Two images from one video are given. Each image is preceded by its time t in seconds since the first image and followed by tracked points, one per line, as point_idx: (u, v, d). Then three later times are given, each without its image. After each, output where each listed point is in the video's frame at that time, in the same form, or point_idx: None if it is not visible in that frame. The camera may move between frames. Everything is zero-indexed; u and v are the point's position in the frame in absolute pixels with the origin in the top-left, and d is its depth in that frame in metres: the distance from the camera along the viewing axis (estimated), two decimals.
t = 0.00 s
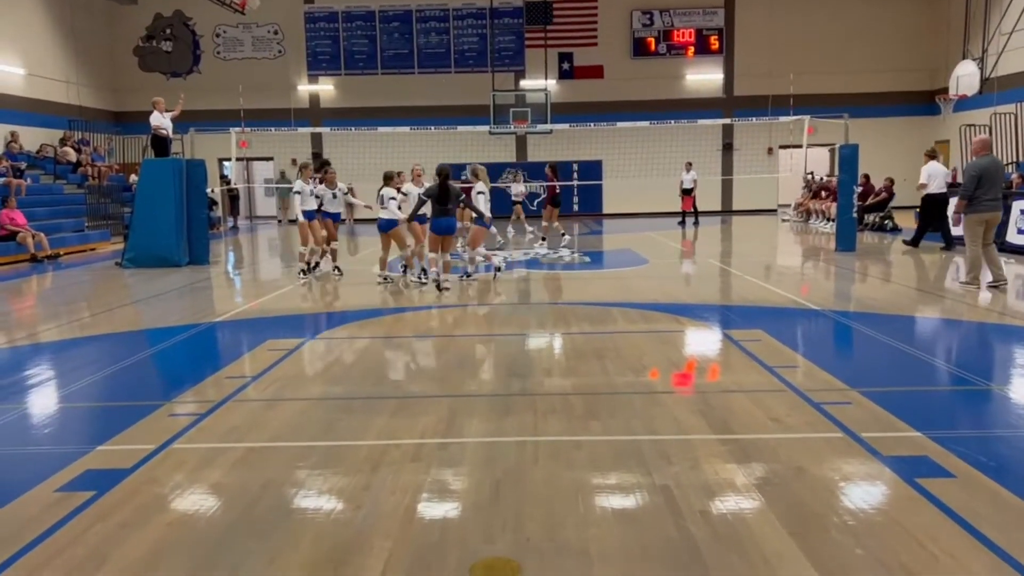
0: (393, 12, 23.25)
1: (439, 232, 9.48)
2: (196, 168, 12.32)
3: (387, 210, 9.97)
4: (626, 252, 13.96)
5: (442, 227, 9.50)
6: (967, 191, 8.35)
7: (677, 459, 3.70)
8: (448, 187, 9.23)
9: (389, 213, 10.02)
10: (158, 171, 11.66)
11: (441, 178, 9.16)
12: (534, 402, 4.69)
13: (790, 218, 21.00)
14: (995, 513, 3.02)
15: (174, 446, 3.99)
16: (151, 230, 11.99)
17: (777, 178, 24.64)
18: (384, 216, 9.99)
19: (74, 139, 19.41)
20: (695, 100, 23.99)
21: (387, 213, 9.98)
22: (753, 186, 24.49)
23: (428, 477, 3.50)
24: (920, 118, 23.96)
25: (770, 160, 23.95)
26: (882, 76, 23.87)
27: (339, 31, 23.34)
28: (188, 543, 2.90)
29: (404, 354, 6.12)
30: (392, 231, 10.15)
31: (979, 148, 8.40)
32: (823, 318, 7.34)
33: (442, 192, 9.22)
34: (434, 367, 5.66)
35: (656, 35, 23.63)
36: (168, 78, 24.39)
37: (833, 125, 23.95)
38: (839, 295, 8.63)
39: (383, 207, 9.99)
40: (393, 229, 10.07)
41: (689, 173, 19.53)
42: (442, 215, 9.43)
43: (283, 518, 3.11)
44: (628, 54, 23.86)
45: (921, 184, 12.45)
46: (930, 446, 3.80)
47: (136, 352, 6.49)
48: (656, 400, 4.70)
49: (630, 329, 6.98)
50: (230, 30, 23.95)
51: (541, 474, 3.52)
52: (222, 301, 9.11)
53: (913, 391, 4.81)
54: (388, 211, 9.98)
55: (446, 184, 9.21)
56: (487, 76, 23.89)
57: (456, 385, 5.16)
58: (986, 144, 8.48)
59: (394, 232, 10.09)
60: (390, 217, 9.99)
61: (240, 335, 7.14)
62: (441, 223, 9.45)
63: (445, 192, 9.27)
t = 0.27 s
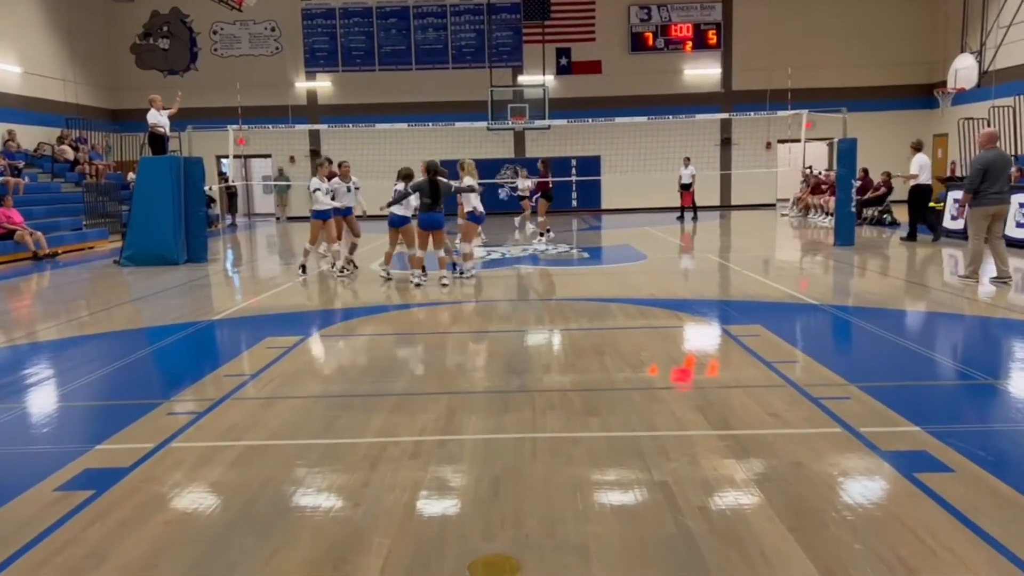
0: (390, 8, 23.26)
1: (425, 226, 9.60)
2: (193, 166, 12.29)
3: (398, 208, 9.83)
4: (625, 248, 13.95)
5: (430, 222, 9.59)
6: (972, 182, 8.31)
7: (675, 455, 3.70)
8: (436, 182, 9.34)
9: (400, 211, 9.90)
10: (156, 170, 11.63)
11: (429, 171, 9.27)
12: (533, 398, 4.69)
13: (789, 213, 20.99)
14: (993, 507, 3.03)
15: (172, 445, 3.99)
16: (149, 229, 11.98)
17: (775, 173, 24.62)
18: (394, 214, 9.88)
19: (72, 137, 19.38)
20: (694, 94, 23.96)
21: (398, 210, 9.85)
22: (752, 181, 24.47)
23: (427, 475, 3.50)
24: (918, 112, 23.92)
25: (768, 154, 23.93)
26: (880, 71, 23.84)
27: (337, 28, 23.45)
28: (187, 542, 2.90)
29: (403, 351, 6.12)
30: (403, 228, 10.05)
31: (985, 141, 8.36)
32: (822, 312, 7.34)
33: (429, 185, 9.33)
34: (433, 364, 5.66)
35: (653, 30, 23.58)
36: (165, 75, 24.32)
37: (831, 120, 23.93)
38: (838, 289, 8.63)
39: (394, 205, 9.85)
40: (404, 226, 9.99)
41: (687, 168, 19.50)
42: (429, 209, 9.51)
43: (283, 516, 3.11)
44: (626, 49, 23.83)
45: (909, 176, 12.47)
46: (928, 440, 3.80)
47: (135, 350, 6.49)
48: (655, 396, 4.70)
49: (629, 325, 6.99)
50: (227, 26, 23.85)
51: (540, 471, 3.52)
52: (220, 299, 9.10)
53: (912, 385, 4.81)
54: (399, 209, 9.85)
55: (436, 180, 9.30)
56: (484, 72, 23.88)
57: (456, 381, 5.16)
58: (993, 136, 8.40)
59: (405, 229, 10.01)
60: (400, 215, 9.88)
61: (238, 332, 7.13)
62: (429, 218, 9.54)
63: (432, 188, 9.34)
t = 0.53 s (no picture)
0: (390, 6, 23.22)
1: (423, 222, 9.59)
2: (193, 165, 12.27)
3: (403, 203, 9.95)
4: (625, 245, 13.94)
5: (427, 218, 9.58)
6: (981, 177, 8.27)
7: (676, 451, 3.70)
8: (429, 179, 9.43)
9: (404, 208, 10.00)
10: (155, 168, 11.62)
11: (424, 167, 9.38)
12: (533, 395, 4.70)
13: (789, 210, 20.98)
14: (993, 502, 3.03)
15: (172, 443, 3.99)
16: (148, 228, 11.98)
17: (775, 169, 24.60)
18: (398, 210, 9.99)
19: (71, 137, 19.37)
20: (693, 91, 23.93)
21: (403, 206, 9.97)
22: (752, 178, 24.45)
23: (427, 472, 3.50)
24: (918, 108, 23.89)
25: (768, 151, 23.91)
26: (880, 67, 23.81)
27: (336, 26, 23.40)
28: (188, 540, 2.90)
29: (404, 349, 6.12)
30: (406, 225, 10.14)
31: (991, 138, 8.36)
32: (822, 309, 7.33)
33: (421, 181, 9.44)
34: (433, 362, 5.66)
35: (653, 27, 23.54)
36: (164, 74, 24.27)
37: (831, 116, 23.91)
38: (838, 286, 8.63)
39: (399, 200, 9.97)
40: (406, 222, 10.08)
41: (688, 165, 19.48)
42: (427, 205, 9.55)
43: (283, 513, 3.12)
44: (626, 46, 23.80)
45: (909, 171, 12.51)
46: (928, 435, 3.80)
47: (135, 348, 6.49)
48: (655, 393, 4.70)
49: (630, 321, 6.99)
50: (226, 25, 23.84)
51: (540, 468, 3.52)
52: (221, 298, 9.11)
53: (913, 381, 4.81)
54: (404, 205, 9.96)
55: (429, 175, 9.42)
56: (484, 70, 23.85)
57: (456, 379, 5.16)
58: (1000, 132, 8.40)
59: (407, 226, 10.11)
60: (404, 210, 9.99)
61: (238, 331, 7.14)
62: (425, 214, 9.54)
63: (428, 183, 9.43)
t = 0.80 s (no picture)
0: (394, 5, 23.17)
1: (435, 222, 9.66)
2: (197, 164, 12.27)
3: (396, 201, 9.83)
4: (629, 244, 13.92)
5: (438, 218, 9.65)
6: (989, 175, 8.20)
7: (677, 450, 3.69)
8: (438, 179, 9.59)
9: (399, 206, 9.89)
10: (160, 167, 11.62)
11: (435, 167, 9.54)
12: (534, 394, 4.69)
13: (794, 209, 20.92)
14: (996, 502, 3.01)
15: (173, 441, 4.00)
16: (152, 226, 12.00)
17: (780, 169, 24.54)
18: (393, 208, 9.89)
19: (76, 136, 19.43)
20: (698, 90, 23.87)
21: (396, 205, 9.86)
22: (756, 177, 24.40)
23: (427, 471, 3.50)
24: (923, 107, 23.79)
25: (773, 150, 23.84)
26: (885, 66, 23.72)
27: (340, 25, 23.31)
28: (187, 537, 2.91)
29: (406, 347, 6.11)
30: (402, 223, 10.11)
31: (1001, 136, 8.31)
32: (826, 308, 7.30)
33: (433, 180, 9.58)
34: (435, 361, 5.66)
35: (657, 26, 23.48)
36: (168, 73, 24.28)
37: (836, 115, 23.83)
38: (842, 285, 8.60)
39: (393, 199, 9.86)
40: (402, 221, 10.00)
41: (692, 165, 19.43)
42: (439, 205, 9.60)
43: (283, 512, 3.12)
44: (630, 45, 23.74)
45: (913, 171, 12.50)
46: (931, 435, 3.78)
47: (138, 347, 6.50)
48: (657, 391, 4.69)
49: (632, 320, 6.98)
50: (230, 24, 23.86)
51: (541, 466, 3.51)
52: (224, 297, 9.12)
53: (917, 380, 4.79)
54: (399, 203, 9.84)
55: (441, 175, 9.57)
56: (488, 69, 23.82)
57: (457, 378, 5.15)
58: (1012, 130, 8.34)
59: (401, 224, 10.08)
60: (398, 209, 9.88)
61: (241, 329, 7.14)
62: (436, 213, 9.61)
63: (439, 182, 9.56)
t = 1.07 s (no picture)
0: (403, 7, 23.33)
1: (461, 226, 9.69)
2: (207, 165, 12.34)
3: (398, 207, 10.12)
4: (638, 245, 13.90)
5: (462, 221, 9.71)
6: (997, 175, 8.10)
7: (682, 452, 3.68)
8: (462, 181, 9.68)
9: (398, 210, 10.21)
10: (170, 168, 11.71)
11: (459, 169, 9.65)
12: (540, 395, 4.68)
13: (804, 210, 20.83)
14: (1004, 505, 2.98)
15: (180, 440, 4.02)
16: (163, 227, 12.07)
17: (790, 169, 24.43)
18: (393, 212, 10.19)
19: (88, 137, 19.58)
20: (707, 91, 23.81)
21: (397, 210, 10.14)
22: (766, 178, 24.31)
23: (432, 471, 3.50)
24: (935, 107, 23.63)
25: (783, 151, 23.73)
26: (896, 66, 23.58)
27: (349, 27, 23.56)
28: (193, 537, 2.92)
29: (413, 348, 6.12)
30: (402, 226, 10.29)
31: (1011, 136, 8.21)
32: (835, 309, 7.27)
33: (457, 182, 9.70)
34: (442, 361, 5.66)
35: (666, 26, 23.45)
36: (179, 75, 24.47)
37: (846, 115, 23.71)
38: (852, 286, 8.55)
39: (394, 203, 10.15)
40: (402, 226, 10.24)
41: (701, 165, 19.38)
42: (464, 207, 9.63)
43: (288, 511, 3.12)
44: (640, 45, 23.71)
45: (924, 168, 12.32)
46: (939, 437, 3.75)
47: (148, 346, 6.54)
48: (663, 393, 4.68)
49: (639, 321, 6.97)
50: (240, 26, 23.99)
51: (546, 467, 3.51)
52: (234, 297, 9.17)
53: (925, 382, 4.76)
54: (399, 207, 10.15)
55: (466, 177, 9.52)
56: (497, 70, 23.88)
57: (464, 378, 5.15)
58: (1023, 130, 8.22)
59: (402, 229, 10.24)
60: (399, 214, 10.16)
61: (250, 329, 7.18)
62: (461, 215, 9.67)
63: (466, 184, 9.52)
